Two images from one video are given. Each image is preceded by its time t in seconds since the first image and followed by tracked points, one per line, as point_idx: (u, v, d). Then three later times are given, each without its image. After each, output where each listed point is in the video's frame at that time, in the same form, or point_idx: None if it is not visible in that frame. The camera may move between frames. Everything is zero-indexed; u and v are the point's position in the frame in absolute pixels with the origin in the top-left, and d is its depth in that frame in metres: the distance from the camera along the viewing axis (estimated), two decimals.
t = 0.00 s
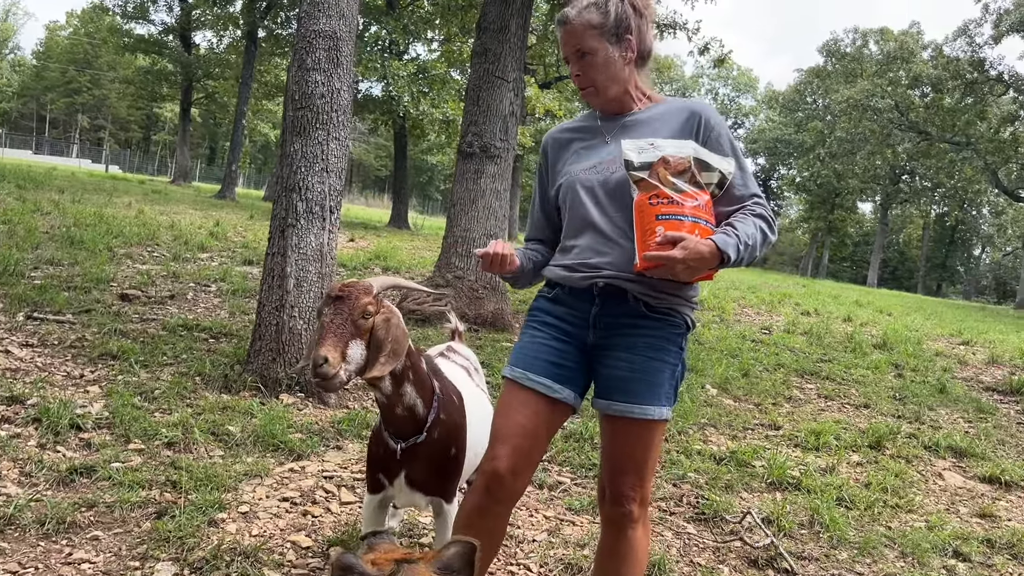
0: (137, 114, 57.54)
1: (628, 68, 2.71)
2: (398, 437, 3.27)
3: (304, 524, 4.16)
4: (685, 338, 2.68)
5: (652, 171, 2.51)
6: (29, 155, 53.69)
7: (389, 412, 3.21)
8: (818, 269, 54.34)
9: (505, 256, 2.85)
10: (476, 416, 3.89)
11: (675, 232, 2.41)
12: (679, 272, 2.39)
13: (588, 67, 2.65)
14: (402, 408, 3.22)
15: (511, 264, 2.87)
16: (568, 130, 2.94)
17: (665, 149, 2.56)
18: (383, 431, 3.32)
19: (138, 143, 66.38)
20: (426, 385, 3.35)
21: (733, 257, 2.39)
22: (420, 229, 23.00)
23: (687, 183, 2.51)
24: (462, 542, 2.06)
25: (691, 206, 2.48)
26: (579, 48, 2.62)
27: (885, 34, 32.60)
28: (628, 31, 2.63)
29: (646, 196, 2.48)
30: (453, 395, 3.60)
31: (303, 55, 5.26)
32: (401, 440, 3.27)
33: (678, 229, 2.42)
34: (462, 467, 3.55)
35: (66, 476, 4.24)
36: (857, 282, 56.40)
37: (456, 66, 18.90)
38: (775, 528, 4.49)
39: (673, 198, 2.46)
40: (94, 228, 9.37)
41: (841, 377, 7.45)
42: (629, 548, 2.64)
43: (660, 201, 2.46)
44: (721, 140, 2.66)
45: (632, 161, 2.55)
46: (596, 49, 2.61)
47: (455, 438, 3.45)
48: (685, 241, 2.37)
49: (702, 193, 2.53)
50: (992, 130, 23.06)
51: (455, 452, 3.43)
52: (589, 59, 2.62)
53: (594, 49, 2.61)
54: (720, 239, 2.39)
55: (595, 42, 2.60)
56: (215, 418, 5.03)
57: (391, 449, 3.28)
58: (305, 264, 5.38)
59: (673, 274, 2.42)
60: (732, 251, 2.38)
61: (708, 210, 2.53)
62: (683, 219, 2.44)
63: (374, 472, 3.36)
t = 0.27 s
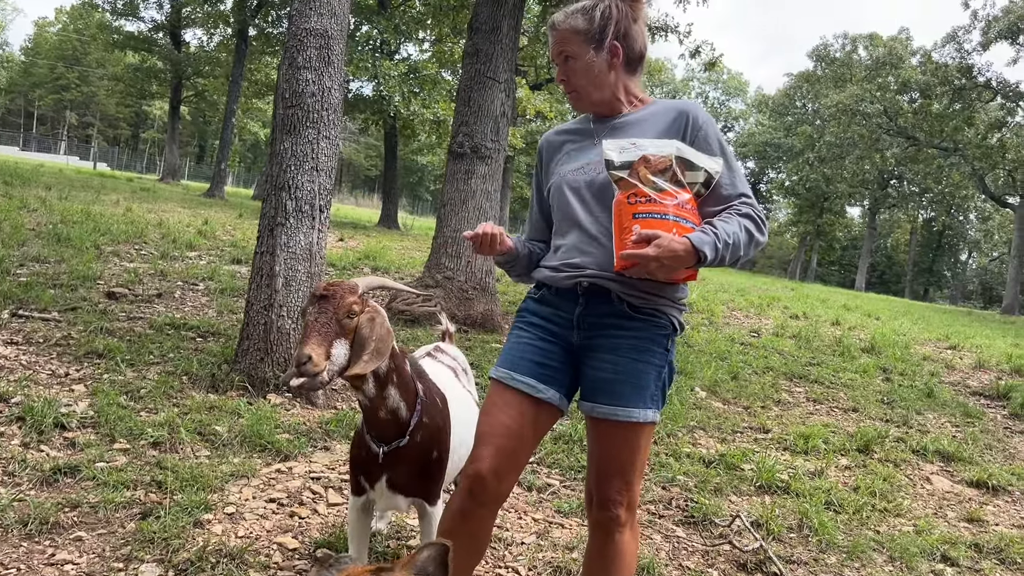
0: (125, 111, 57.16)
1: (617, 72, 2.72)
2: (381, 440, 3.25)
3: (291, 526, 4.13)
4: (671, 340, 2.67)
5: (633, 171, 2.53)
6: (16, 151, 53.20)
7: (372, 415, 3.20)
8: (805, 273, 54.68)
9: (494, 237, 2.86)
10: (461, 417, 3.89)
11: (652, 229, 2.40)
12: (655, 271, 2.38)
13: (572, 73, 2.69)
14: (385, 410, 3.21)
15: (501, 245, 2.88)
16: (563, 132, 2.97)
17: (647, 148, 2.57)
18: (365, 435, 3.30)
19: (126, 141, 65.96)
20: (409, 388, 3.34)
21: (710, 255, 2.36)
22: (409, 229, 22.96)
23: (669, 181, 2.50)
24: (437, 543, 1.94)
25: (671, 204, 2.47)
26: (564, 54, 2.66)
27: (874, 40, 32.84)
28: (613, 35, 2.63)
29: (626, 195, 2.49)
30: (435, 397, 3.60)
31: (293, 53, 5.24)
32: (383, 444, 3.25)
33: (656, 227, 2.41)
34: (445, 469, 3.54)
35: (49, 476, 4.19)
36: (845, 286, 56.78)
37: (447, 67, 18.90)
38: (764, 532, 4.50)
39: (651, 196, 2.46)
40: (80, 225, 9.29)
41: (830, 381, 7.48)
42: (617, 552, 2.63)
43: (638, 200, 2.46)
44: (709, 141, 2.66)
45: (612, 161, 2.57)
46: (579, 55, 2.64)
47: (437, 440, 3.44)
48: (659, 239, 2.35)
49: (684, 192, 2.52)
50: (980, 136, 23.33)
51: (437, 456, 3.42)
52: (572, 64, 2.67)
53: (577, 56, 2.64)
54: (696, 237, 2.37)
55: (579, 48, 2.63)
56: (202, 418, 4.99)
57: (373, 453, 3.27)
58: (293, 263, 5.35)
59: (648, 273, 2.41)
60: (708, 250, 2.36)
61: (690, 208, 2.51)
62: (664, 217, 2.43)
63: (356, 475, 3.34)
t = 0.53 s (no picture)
0: (117, 109, 56.89)
1: (616, 83, 2.70)
2: (373, 445, 3.24)
3: (282, 530, 4.11)
4: (664, 348, 2.66)
5: (629, 179, 2.52)
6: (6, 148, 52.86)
7: (363, 417, 3.19)
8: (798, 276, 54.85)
9: (470, 209, 2.81)
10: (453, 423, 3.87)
11: (644, 236, 2.39)
12: (645, 278, 2.36)
13: (571, 83, 2.68)
14: (376, 414, 3.20)
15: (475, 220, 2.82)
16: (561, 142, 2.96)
17: (643, 156, 2.57)
18: (357, 439, 3.29)
19: (117, 139, 65.66)
20: (403, 393, 3.33)
21: (702, 263, 2.35)
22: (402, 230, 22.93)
23: (662, 189, 2.50)
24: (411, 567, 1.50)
25: (664, 211, 2.46)
26: (564, 64, 2.65)
27: (867, 44, 32.97)
28: (614, 46, 2.63)
29: (620, 203, 2.48)
30: (428, 403, 3.58)
31: (288, 54, 5.21)
32: (375, 448, 3.24)
33: (648, 234, 2.40)
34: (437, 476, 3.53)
35: (38, 478, 4.16)
36: (836, 290, 57.01)
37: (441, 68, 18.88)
38: (755, 539, 4.51)
39: (644, 203, 2.46)
40: (71, 224, 9.24)
41: (821, 387, 7.50)
42: (609, 561, 2.61)
43: (630, 208, 2.46)
44: (705, 150, 2.64)
45: (608, 168, 2.56)
46: (578, 65, 2.63)
47: (430, 446, 3.42)
48: (650, 246, 2.34)
49: (678, 200, 2.51)
50: (971, 142, 23.43)
51: (429, 462, 3.40)
52: (571, 75, 2.65)
53: (578, 65, 2.63)
54: (688, 246, 2.36)
55: (578, 58, 2.63)
56: (192, 420, 4.97)
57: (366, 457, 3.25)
58: (286, 265, 5.32)
59: (640, 279, 2.39)
60: (700, 258, 2.35)
61: (684, 216, 2.50)
62: (657, 223, 2.42)
63: (348, 481, 3.33)
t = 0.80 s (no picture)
0: (111, 108, 56.75)
1: (614, 88, 2.71)
2: (355, 445, 3.24)
3: (273, 533, 4.10)
4: (657, 354, 2.66)
5: (625, 185, 2.52)
6: None
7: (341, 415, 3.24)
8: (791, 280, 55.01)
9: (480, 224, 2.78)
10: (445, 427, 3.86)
11: (642, 242, 2.38)
12: (643, 284, 2.36)
13: (569, 85, 2.67)
14: (353, 412, 3.22)
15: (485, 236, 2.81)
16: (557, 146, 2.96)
17: (639, 163, 2.57)
18: (342, 440, 3.30)
19: (110, 138, 65.45)
20: (385, 392, 3.33)
21: (700, 270, 2.35)
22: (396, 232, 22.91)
23: (659, 196, 2.49)
24: None
25: (662, 217, 2.45)
26: (562, 66, 2.64)
27: (861, 50, 33.10)
28: (614, 51, 2.63)
29: (617, 209, 2.48)
30: (420, 405, 3.56)
31: (283, 55, 5.20)
32: (357, 447, 3.24)
33: (646, 240, 2.40)
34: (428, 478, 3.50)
35: (28, 479, 4.14)
36: (829, 294, 57.21)
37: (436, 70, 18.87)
38: (747, 544, 4.52)
39: (642, 209, 2.45)
40: (63, 223, 9.20)
41: (813, 392, 7.51)
42: (601, 566, 2.61)
43: (627, 213, 2.46)
44: (700, 158, 2.65)
45: (605, 174, 2.56)
46: (578, 68, 2.62)
47: (419, 449, 3.39)
48: (649, 252, 2.33)
49: (674, 207, 2.51)
50: (963, 149, 23.40)
51: (418, 463, 3.37)
52: (569, 77, 2.64)
53: (577, 68, 2.62)
54: (686, 252, 2.36)
55: (577, 60, 2.62)
56: (183, 422, 4.96)
57: (350, 457, 3.25)
58: (279, 267, 5.29)
59: (638, 286, 2.39)
60: (698, 265, 2.35)
61: (680, 223, 2.50)
62: (654, 230, 2.42)
63: (337, 483, 3.33)
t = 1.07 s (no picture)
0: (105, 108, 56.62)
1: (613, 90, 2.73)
2: (339, 446, 3.25)
3: (265, 534, 4.10)
4: (654, 357, 2.67)
5: (620, 189, 2.53)
6: None
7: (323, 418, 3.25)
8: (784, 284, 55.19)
9: (494, 232, 2.75)
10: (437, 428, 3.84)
11: (639, 246, 2.39)
12: (640, 288, 2.36)
13: (573, 86, 2.66)
14: (335, 414, 3.23)
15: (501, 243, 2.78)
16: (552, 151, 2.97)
17: (634, 167, 2.58)
18: (328, 443, 3.31)
19: (104, 138, 65.26)
20: (366, 394, 3.32)
21: (697, 273, 2.36)
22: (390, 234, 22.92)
23: (655, 200, 2.50)
24: None
25: (658, 221, 2.46)
26: (567, 66, 2.63)
27: (854, 56, 33.26)
28: (616, 53, 2.65)
29: (613, 213, 2.49)
30: (407, 406, 3.54)
31: (278, 57, 5.20)
32: (341, 449, 3.24)
33: (641, 244, 2.41)
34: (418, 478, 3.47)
35: (20, 479, 4.13)
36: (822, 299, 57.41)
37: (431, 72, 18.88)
38: (739, 548, 4.53)
39: (638, 213, 2.46)
40: (56, 223, 9.18)
41: (804, 397, 7.54)
42: (596, 568, 2.61)
43: (624, 216, 2.46)
44: (694, 161, 2.66)
45: (600, 179, 2.58)
46: (582, 68, 2.62)
47: (404, 450, 3.37)
48: (645, 256, 2.34)
49: (670, 211, 2.52)
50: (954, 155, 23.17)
51: (404, 464, 3.35)
52: (574, 78, 2.64)
53: (580, 68, 2.62)
54: (682, 255, 2.36)
55: (582, 61, 2.62)
56: (177, 423, 4.95)
57: (334, 460, 3.26)
58: (272, 268, 5.29)
59: (635, 289, 2.39)
60: (694, 268, 2.35)
61: (676, 226, 2.51)
62: (650, 233, 2.43)
63: (326, 487, 3.34)
